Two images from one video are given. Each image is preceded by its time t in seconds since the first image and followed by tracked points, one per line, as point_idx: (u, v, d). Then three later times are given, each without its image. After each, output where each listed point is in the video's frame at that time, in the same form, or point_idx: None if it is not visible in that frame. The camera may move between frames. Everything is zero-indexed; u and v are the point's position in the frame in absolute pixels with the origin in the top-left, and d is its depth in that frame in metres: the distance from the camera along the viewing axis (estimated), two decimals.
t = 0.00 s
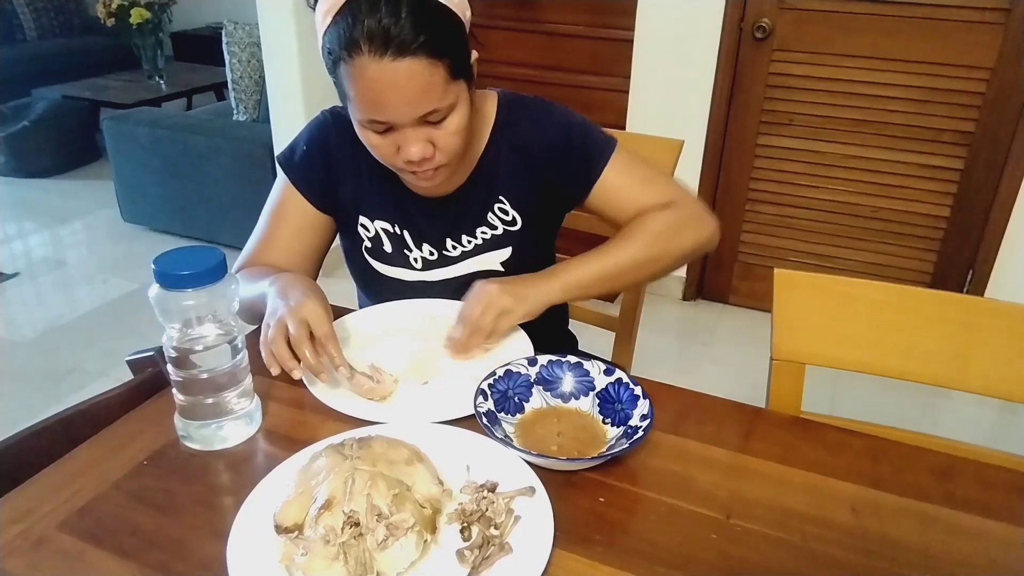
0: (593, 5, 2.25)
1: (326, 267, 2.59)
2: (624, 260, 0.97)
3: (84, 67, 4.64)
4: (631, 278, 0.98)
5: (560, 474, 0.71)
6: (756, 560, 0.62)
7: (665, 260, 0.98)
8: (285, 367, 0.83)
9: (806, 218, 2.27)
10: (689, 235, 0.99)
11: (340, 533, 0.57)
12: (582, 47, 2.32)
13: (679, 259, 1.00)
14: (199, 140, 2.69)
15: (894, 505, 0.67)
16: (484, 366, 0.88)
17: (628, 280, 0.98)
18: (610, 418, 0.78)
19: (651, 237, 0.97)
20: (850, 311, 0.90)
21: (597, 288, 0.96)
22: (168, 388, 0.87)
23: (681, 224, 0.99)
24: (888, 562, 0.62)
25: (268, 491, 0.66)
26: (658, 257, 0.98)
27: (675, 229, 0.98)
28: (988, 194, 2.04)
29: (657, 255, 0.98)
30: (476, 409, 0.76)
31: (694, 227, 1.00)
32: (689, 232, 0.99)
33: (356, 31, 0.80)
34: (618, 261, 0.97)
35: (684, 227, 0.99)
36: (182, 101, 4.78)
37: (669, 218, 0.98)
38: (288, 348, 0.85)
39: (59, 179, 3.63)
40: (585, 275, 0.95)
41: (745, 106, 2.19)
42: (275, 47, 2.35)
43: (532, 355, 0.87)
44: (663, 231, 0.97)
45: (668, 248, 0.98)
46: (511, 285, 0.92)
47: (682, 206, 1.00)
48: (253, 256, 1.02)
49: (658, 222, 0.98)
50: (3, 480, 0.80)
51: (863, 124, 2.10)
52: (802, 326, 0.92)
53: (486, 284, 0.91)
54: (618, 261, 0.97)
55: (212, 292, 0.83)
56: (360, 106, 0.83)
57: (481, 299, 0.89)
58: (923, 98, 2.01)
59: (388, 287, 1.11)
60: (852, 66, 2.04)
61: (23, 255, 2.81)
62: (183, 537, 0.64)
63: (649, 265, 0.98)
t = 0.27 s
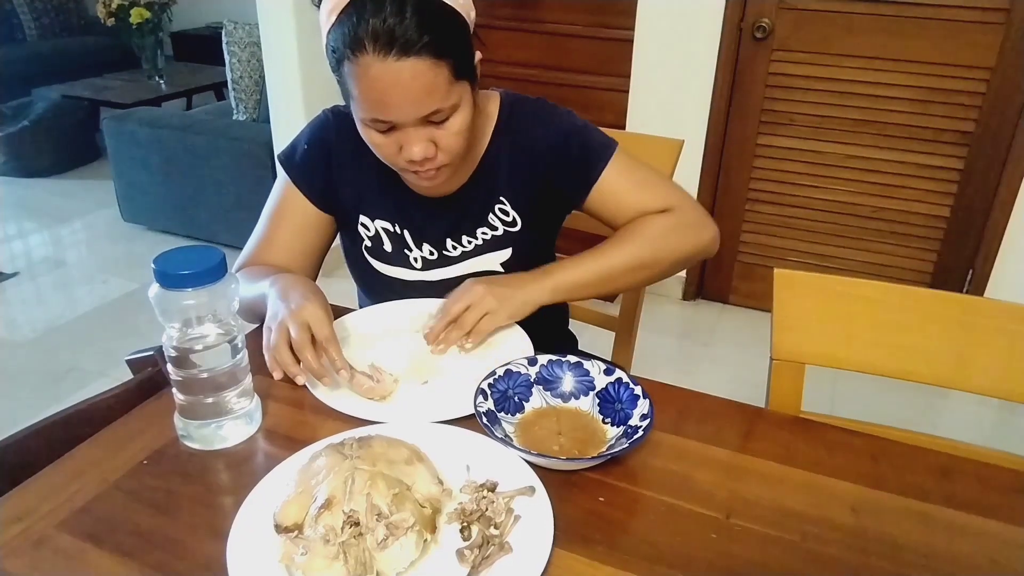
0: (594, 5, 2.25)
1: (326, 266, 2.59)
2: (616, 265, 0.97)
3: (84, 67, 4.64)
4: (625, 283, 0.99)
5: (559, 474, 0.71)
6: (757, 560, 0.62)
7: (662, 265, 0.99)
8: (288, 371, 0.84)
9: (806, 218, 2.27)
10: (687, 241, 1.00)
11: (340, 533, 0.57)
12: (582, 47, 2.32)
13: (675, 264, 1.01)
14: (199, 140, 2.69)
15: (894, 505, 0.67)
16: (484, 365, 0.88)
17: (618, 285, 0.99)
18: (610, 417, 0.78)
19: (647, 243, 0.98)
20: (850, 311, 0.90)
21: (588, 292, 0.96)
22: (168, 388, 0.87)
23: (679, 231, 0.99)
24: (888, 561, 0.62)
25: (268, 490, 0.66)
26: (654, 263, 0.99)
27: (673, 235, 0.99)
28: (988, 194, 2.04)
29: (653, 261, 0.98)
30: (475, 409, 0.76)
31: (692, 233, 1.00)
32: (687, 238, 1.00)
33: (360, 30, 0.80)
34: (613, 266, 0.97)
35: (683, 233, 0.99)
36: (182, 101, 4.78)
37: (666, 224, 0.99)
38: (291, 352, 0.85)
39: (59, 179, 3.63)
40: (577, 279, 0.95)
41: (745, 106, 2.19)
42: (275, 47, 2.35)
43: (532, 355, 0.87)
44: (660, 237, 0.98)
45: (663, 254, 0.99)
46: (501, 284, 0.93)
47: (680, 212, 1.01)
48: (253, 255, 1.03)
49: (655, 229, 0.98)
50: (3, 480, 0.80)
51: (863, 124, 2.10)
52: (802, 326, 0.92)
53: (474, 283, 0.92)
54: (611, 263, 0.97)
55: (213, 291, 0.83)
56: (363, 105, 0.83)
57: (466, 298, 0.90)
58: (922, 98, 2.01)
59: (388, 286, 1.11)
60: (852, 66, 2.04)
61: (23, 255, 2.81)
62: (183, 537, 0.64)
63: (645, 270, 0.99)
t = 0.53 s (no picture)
0: (594, 4, 2.25)
1: (326, 266, 2.59)
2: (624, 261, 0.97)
3: (84, 67, 4.64)
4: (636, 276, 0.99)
5: (560, 474, 0.71)
6: (757, 560, 0.62)
7: (670, 257, 0.99)
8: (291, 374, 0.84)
9: (806, 219, 2.27)
10: (694, 231, 0.99)
11: (340, 533, 0.57)
12: (582, 47, 2.32)
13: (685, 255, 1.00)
14: (199, 140, 2.69)
15: (894, 505, 0.67)
16: (485, 364, 0.88)
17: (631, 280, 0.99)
18: (610, 417, 0.78)
19: (654, 235, 0.97)
20: (850, 312, 0.90)
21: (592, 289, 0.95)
22: (168, 388, 0.87)
23: (685, 222, 0.99)
24: (889, 561, 0.62)
25: (268, 491, 0.66)
26: (661, 254, 0.98)
27: (679, 226, 0.98)
28: (988, 195, 2.04)
29: (660, 253, 0.98)
30: (475, 409, 0.76)
31: (698, 222, 1.00)
32: (693, 228, 0.99)
33: (358, 30, 0.80)
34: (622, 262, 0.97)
35: (688, 224, 0.99)
36: (182, 101, 4.78)
37: (671, 215, 0.99)
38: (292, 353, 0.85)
39: (59, 178, 3.63)
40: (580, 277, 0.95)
41: (744, 106, 2.19)
42: (275, 47, 2.35)
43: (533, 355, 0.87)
44: (666, 229, 0.98)
45: (672, 246, 0.98)
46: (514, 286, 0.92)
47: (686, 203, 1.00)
48: (252, 255, 1.03)
49: (659, 221, 0.98)
50: (2, 480, 0.80)
51: (862, 125, 2.10)
52: (802, 326, 0.92)
53: (488, 284, 0.92)
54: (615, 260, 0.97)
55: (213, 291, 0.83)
56: (362, 105, 0.82)
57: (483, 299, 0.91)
58: (922, 98, 2.01)
59: (388, 286, 1.11)
60: (852, 66, 2.04)
61: (23, 255, 2.81)
62: (183, 537, 0.64)
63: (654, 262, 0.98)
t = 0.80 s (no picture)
0: (594, 5, 2.25)
1: (326, 267, 2.59)
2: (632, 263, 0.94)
3: (85, 67, 4.64)
4: (640, 283, 0.95)
5: (560, 474, 0.71)
6: (757, 560, 0.62)
7: (672, 257, 0.96)
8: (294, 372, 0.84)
9: (806, 219, 2.27)
10: (697, 234, 0.97)
11: (340, 533, 0.57)
12: (582, 48, 2.32)
13: (687, 260, 0.98)
14: (200, 140, 2.69)
15: (894, 505, 0.68)
16: (484, 366, 0.88)
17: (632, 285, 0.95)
18: (611, 418, 0.78)
19: (662, 233, 0.95)
20: (849, 312, 0.90)
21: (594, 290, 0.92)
22: (168, 388, 0.87)
23: (690, 223, 0.97)
24: (889, 562, 0.62)
25: (268, 491, 0.66)
26: (666, 257, 0.95)
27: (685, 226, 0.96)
28: (988, 195, 2.04)
29: (666, 254, 0.95)
30: (476, 409, 0.76)
31: (701, 226, 0.98)
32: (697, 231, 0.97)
33: (361, 20, 0.80)
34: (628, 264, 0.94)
35: (693, 226, 0.97)
36: (182, 101, 4.78)
37: (676, 216, 0.97)
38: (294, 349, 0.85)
39: (59, 179, 3.63)
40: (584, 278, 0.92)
41: (745, 106, 2.19)
42: (275, 47, 2.35)
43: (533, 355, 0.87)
44: (673, 228, 0.95)
45: (677, 248, 0.96)
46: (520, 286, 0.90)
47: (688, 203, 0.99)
48: (252, 256, 1.02)
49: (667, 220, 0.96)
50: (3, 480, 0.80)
51: (863, 125, 2.10)
52: (802, 327, 0.92)
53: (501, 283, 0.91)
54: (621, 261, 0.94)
55: (213, 292, 0.83)
56: (363, 97, 0.82)
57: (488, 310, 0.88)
58: (922, 98, 2.01)
59: (388, 286, 1.11)
60: (853, 66, 2.04)
61: (23, 255, 2.81)
62: (184, 537, 0.64)
63: (659, 265, 0.95)
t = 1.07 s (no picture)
0: (594, 5, 2.25)
1: (326, 267, 2.59)
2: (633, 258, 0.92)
3: (85, 67, 4.64)
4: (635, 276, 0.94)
5: (560, 474, 0.71)
6: (757, 560, 0.62)
7: (676, 255, 0.94)
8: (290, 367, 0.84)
9: (806, 219, 2.27)
10: (697, 237, 0.96)
11: (340, 533, 0.57)
12: (582, 48, 2.32)
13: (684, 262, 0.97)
14: (200, 140, 2.69)
15: (895, 505, 0.67)
16: (483, 367, 0.88)
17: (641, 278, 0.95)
18: (611, 418, 0.78)
19: (664, 234, 0.93)
20: (848, 314, 0.90)
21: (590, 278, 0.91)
22: (168, 388, 0.87)
23: (692, 222, 0.95)
24: (889, 562, 0.62)
25: (268, 490, 0.66)
26: (665, 258, 0.94)
27: (686, 229, 0.95)
28: (988, 196, 2.04)
29: (664, 256, 0.94)
30: (476, 409, 0.76)
31: (700, 229, 0.96)
32: (697, 233, 0.96)
33: (363, 22, 0.80)
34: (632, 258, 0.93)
35: (695, 226, 0.96)
36: (182, 102, 4.78)
37: (679, 213, 0.95)
38: (288, 345, 0.85)
39: (59, 179, 3.63)
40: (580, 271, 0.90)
41: (744, 106, 2.19)
42: (275, 47, 2.35)
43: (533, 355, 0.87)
44: (674, 230, 0.94)
45: (675, 250, 0.94)
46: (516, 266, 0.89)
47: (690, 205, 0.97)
48: (251, 259, 1.03)
49: (670, 221, 0.94)
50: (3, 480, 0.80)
51: (862, 125, 2.10)
52: (802, 329, 0.92)
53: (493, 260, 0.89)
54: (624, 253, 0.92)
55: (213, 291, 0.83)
56: (360, 101, 0.82)
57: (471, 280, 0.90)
58: (922, 98, 2.01)
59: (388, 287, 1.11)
60: (852, 67, 2.04)
61: (23, 255, 2.81)
62: (184, 537, 0.64)
63: (656, 265, 0.94)
